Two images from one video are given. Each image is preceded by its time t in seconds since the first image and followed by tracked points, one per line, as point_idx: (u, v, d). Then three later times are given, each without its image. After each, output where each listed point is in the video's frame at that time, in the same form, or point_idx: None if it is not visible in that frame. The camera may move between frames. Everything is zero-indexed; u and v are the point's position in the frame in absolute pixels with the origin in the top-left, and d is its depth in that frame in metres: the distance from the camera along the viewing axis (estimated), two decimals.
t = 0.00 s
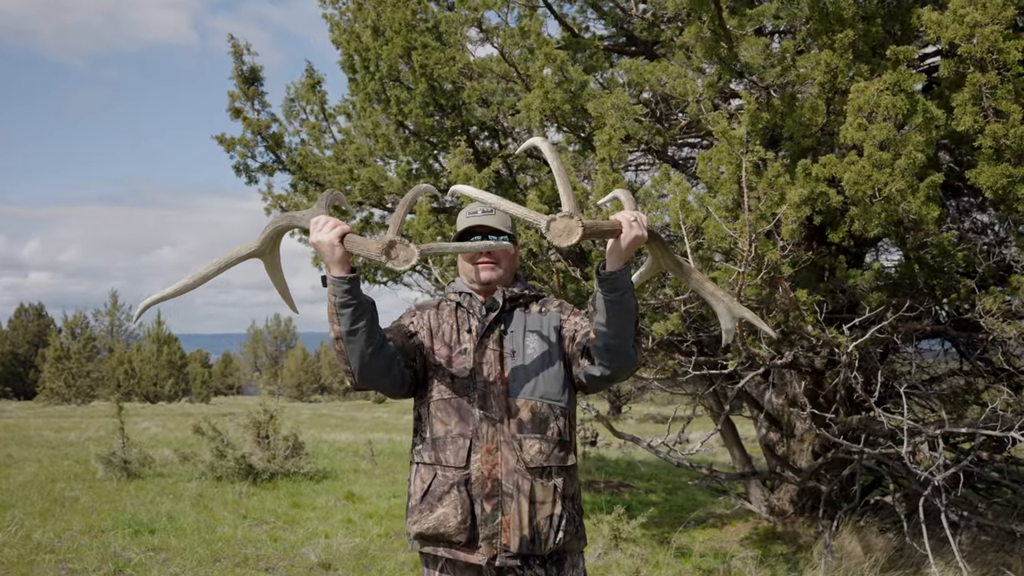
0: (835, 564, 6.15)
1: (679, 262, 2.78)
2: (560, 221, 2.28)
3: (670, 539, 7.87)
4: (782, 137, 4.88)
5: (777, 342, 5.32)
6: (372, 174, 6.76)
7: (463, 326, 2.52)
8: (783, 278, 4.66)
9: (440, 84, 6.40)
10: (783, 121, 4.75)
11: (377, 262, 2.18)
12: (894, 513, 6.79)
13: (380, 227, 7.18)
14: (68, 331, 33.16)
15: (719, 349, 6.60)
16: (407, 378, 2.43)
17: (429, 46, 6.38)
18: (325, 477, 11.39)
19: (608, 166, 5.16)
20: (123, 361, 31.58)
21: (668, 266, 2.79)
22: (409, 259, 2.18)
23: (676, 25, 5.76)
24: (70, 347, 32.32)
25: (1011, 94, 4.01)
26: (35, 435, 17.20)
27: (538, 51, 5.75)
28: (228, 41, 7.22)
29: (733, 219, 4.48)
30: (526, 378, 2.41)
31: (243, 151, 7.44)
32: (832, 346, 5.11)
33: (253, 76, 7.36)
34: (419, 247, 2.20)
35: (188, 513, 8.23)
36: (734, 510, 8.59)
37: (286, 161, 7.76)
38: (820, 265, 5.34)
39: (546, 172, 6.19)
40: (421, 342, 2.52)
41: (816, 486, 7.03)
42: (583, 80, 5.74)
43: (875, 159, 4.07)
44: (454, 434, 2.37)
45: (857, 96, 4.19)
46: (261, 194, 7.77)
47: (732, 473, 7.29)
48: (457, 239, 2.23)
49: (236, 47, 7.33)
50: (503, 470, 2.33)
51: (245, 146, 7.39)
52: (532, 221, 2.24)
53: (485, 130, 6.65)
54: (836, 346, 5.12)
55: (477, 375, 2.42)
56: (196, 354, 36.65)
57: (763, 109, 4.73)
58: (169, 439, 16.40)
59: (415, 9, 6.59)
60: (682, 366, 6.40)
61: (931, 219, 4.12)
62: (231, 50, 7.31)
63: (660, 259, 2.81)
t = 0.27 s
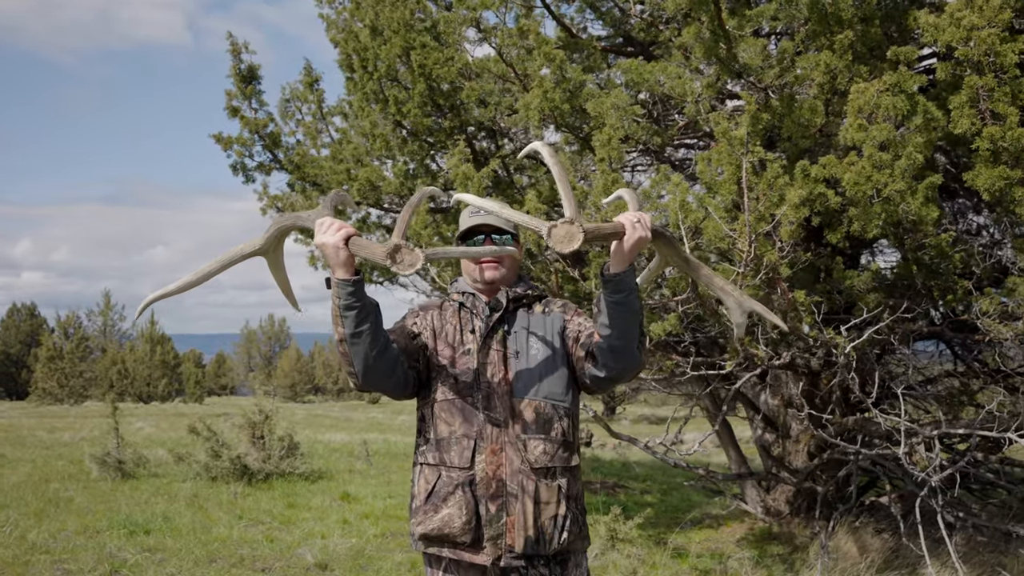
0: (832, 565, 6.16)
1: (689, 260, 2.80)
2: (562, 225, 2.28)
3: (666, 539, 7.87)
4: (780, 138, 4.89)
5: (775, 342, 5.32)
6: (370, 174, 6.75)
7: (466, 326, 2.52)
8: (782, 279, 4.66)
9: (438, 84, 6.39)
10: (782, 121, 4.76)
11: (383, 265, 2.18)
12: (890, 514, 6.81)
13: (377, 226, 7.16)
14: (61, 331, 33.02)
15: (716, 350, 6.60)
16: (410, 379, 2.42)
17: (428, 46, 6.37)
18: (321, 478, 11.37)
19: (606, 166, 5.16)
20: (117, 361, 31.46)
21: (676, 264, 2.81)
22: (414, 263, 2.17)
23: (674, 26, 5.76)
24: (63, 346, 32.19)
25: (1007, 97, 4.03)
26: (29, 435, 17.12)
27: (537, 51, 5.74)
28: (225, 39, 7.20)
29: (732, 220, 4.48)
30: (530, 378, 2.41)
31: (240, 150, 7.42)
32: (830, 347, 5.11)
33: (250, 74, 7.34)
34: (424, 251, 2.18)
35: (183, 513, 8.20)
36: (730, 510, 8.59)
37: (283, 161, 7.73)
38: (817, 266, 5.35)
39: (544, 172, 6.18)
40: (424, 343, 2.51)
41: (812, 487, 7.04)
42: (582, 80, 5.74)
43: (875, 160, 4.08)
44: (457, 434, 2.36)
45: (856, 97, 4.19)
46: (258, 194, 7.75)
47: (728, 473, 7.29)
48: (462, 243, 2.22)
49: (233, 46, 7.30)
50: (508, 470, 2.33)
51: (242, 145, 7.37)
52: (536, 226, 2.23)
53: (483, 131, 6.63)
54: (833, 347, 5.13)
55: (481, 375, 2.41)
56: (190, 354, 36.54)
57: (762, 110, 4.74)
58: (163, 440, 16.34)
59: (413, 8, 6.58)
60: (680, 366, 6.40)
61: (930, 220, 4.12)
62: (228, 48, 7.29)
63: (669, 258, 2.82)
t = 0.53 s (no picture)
0: (824, 565, 6.19)
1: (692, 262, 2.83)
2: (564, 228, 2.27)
3: (659, 539, 7.88)
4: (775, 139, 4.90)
5: (769, 343, 5.33)
6: (364, 172, 6.73)
7: (464, 328, 2.51)
8: (776, 280, 4.67)
9: (433, 83, 6.39)
10: (776, 123, 4.78)
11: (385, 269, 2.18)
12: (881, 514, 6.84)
13: (371, 225, 7.15)
14: (50, 329, 32.80)
15: (708, 351, 6.61)
16: (409, 381, 2.41)
17: (424, 45, 6.37)
18: (312, 477, 11.33)
19: (602, 166, 5.17)
20: (106, 359, 31.27)
21: (680, 266, 2.85)
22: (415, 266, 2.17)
23: (670, 27, 5.77)
24: (52, 344, 31.96)
25: (1000, 101, 4.06)
26: (18, 434, 17.01)
27: (533, 51, 5.74)
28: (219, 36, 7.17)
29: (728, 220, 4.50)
30: (529, 380, 2.41)
31: (234, 147, 7.39)
32: (823, 348, 5.13)
33: (245, 72, 7.31)
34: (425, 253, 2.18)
35: (175, 513, 8.17)
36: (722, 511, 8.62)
37: (277, 158, 7.71)
38: (811, 267, 5.37)
39: (540, 172, 6.18)
40: (423, 345, 2.50)
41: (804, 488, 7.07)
42: (578, 81, 5.74)
43: (870, 163, 4.10)
44: (457, 436, 2.36)
45: (852, 99, 4.21)
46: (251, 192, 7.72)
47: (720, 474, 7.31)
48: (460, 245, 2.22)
49: (227, 43, 7.27)
50: (508, 472, 2.33)
51: (236, 142, 7.33)
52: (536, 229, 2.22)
53: (478, 130, 6.60)
54: (827, 348, 5.15)
55: (480, 377, 2.41)
56: (181, 353, 36.36)
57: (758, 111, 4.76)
58: (152, 438, 16.24)
59: (409, 7, 6.57)
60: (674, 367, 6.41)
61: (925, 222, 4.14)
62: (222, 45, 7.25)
63: (672, 259, 2.86)
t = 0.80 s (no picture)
0: (812, 564, 6.22)
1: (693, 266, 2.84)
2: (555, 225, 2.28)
3: (648, 538, 7.90)
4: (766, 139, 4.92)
5: (759, 343, 5.35)
6: (355, 170, 6.71)
7: (459, 328, 2.51)
8: (766, 280, 4.69)
9: (425, 82, 6.38)
10: (767, 124, 4.80)
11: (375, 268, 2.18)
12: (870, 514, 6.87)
13: (362, 224, 7.12)
14: (36, 326, 32.52)
15: (698, 350, 6.63)
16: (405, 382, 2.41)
17: (416, 43, 6.36)
18: (301, 476, 11.29)
19: (594, 165, 5.18)
20: (92, 357, 31.02)
21: (680, 268, 2.86)
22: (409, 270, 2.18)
23: (662, 28, 5.78)
24: (37, 342, 31.68)
25: (989, 105, 4.09)
26: (2, 432, 16.85)
27: (525, 50, 5.74)
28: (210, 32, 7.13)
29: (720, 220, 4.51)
30: (522, 381, 2.42)
31: (224, 144, 7.35)
32: (813, 348, 5.15)
33: (235, 68, 7.28)
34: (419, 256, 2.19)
35: (162, 512, 8.11)
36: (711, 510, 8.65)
37: (267, 156, 7.68)
38: (801, 267, 5.39)
39: (531, 171, 6.19)
40: (417, 344, 2.51)
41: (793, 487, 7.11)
42: (570, 80, 5.75)
43: (860, 164, 4.12)
44: (451, 437, 2.37)
45: (843, 100, 4.23)
46: (241, 189, 7.68)
47: (710, 473, 7.34)
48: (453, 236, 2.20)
49: (218, 39, 7.23)
50: (501, 473, 2.34)
51: (227, 139, 7.30)
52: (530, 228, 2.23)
53: (469, 128, 6.55)
54: (817, 348, 5.17)
55: (474, 377, 2.41)
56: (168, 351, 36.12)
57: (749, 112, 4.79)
58: (140, 437, 16.13)
59: (402, 5, 6.55)
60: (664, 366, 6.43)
61: (914, 224, 4.16)
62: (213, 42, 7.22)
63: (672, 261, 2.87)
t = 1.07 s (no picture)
0: (800, 561, 6.26)
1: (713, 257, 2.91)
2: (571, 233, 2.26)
3: (636, 536, 7.93)
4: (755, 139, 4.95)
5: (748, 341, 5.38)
6: (343, 168, 6.69)
7: (449, 325, 2.51)
8: (755, 278, 4.72)
9: (414, 80, 6.37)
10: (756, 123, 4.83)
11: (354, 294, 2.17)
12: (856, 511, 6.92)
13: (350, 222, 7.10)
14: (19, 324, 32.19)
15: (686, 348, 6.66)
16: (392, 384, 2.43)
17: (405, 41, 6.35)
18: (289, 475, 11.25)
19: (584, 164, 5.19)
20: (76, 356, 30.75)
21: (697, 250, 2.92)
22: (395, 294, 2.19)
23: (651, 27, 5.80)
24: (21, 341, 31.36)
25: (977, 105, 4.14)
26: None
27: (514, 49, 5.74)
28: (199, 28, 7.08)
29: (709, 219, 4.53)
30: (513, 377, 2.42)
31: (212, 141, 7.30)
32: (801, 346, 5.19)
33: (224, 65, 7.23)
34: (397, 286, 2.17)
35: (149, 511, 8.06)
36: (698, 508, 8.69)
37: (256, 153, 7.64)
38: (790, 266, 5.42)
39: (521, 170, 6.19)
40: (407, 344, 2.52)
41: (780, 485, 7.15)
42: (560, 79, 5.75)
43: (849, 163, 4.16)
44: (442, 433, 2.38)
45: (831, 100, 4.26)
46: (228, 186, 7.64)
47: (698, 471, 7.37)
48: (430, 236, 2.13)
49: (207, 35, 7.19)
50: (492, 469, 2.34)
51: (215, 135, 7.26)
52: (530, 229, 2.22)
53: (459, 126, 6.53)
54: (805, 346, 5.20)
55: (464, 374, 2.42)
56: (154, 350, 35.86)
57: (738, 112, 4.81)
58: (125, 437, 16.02)
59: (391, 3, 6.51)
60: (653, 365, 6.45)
61: (901, 223, 4.20)
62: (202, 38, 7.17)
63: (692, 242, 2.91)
